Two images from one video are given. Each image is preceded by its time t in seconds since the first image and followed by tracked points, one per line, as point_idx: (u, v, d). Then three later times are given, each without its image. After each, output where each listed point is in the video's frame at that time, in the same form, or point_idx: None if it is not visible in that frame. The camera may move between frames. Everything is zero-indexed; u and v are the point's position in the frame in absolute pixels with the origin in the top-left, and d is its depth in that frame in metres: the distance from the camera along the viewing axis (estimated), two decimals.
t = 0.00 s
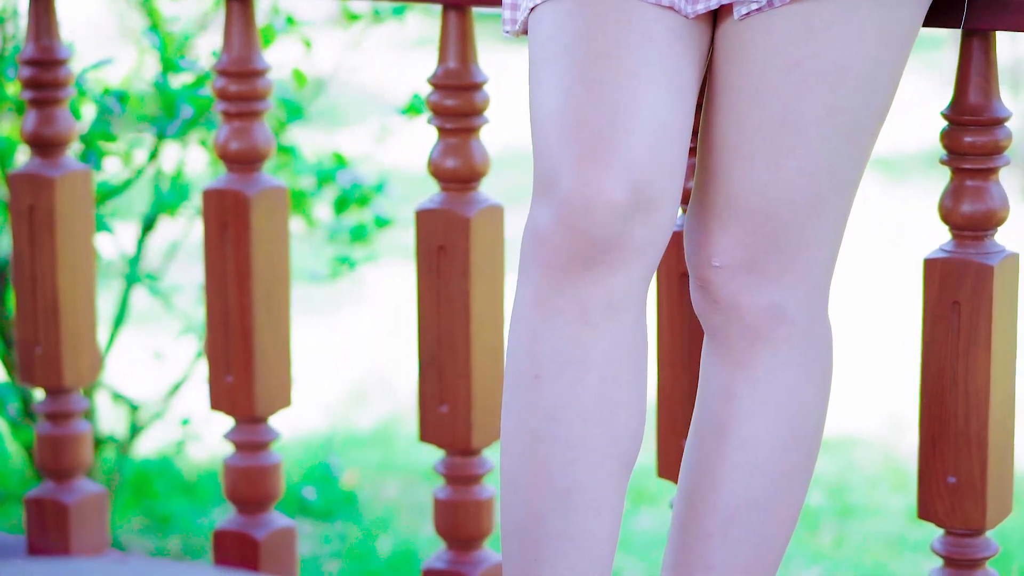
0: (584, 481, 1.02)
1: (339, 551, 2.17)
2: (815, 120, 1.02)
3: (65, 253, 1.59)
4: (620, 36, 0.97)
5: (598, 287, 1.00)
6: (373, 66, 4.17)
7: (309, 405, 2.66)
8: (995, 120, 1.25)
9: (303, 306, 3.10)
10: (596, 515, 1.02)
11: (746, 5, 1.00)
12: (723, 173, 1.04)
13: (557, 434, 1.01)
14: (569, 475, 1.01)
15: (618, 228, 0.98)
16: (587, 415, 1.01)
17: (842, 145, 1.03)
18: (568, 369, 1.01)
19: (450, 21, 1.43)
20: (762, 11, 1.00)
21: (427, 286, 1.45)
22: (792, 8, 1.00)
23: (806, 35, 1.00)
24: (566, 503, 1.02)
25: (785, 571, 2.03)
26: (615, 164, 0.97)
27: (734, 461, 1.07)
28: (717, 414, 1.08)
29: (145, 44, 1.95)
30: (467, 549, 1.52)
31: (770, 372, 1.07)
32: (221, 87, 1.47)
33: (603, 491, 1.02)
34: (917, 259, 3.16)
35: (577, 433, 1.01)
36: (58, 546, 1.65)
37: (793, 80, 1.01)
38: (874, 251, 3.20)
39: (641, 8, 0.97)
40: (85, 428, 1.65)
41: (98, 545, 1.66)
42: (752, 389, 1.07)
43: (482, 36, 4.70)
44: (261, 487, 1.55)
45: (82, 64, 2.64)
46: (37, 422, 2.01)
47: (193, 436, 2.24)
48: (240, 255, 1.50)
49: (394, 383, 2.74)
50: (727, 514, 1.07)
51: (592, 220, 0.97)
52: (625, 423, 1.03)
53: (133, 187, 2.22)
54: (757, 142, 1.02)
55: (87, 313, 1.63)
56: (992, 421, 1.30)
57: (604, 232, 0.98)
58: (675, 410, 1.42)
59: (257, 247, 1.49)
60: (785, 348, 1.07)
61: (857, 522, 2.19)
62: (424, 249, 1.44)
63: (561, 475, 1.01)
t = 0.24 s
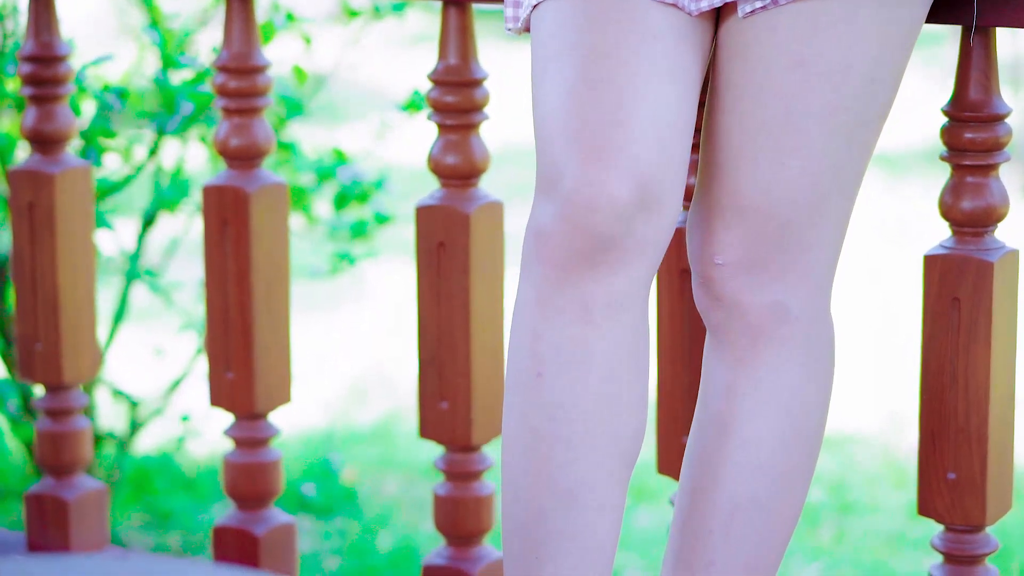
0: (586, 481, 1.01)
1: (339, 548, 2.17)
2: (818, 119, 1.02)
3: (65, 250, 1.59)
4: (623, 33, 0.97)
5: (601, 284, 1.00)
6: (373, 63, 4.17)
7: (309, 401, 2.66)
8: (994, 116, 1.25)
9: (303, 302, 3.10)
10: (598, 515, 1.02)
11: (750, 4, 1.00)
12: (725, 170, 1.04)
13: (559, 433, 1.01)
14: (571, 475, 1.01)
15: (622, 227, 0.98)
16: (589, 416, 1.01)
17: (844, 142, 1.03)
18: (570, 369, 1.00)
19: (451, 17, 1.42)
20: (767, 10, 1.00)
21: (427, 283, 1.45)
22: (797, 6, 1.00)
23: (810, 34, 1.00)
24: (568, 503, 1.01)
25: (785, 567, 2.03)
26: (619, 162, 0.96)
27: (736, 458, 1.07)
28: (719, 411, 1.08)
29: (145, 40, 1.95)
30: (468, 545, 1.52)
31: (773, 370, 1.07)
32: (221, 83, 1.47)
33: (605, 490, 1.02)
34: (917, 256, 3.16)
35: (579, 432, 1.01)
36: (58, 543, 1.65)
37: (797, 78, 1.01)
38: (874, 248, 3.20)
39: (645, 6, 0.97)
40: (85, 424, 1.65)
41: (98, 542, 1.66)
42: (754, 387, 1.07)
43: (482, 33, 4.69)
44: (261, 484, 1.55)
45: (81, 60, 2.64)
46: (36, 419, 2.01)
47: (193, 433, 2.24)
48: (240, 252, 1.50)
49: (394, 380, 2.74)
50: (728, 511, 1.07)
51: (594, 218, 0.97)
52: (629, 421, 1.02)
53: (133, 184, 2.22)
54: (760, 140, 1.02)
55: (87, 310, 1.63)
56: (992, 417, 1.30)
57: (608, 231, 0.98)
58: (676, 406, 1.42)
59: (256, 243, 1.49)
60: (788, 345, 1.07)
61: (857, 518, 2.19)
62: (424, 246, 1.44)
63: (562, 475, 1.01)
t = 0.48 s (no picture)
0: (586, 478, 1.01)
1: (339, 543, 2.16)
2: (819, 115, 1.02)
3: (65, 246, 1.59)
4: (625, 29, 0.97)
5: (603, 280, 1.00)
6: (373, 59, 4.17)
7: (309, 398, 2.66)
8: (995, 112, 1.25)
9: (304, 299, 3.10)
10: (599, 512, 1.02)
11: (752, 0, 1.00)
12: (727, 166, 1.03)
13: (560, 430, 1.01)
14: (571, 472, 1.01)
15: (624, 223, 0.98)
16: (590, 412, 1.00)
17: (845, 138, 1.03)
18: (571, 365, 1.00)
19: (451, 13, 1.42)
20: (768, 6, 1.00)
21: (427, 279, 1.45)
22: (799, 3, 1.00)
23: (811, 30, 1.00)
24: (568, 500, 1.01)
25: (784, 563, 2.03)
26: (621, 160, 0.96)
27: (737, 454, 1.07)
28: (720, 408, 1.08)
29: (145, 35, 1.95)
30: (468, 541, 1.52)
31: (774, 366, 1.07)
32: (221, 79, 1.47)
33: (605, 487, 1.02)
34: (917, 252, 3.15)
35: (581, 430, 1.01)
36: (58, 539, 1.65)
37: (799, 74, 1.01)
38: (874, 244, 3.20)
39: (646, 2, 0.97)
40: (85, 420, 1.65)
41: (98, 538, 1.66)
42: (754, 383, 1.07)
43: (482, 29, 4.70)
44: (261, 479, 1.55)
45: (81, 56, 2.64)
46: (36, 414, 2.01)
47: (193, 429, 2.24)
48: (241, 248, 1.50)
49: (394, 376, 2.74)
50: (729, 506, 1.07)
51: (593, 214, 0.97)
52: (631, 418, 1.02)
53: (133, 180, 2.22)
54: (762, 137, 1.02)
55: (86, 306, 1.63)
56: (992, 412, 1.30)
57: (610, 228, 0.98)
58: (676, 402, 1.42)
59: (257, 238, 1.49)
60: (788, 341, 1.07)
61: (858, 513, 2.19)
62: (425, 242, 1.44)
63: (563, 472, 1.01)
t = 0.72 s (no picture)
0: (586, 475, 1.01)
1: (339, 541, 2.16)
2: (819, 113, 1.02)
3: (65, 243, 1.59)
4: (626, 27, 0.97)
5: (603, 278, 1.00)
6: (373, 57, 4.17)
7: (309, 395, 2.66)
8: (995, 109, 1.25)
9: (304, 296, 3.10)
10: (599, 510, 1.02)
11: None
12: (726, 164, 1.03)
13: (559, 428, 1.01)
14: (571, 469, 1.01)
15: (624, 221, 0.98)
16: (590, 410, 1.00)
17: (844, 136, 1.03)
18: (571, 363, 1.00)
19: (451, 11, 1.42)
20: (768, 4, 1.00)
21: (427, 276, 1.45)
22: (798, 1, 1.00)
23: (811, 29, 1.00)
24: (568, 498, 1.01)
25: (784, 561, 2.03)
26: (621, 158, 0.96)
27: (737, 451, 1.07)
28: (720, 405, 1.08)
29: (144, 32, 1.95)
30: (468, 538, 1.52)
31: (774, 363, 1.07)
32: (221, 76, 1.47)
33: (605, 485, 1.02)
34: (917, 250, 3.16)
35: (581, 428, 1.00)
36: (58, 536, 1.65)
37: (799, 72, 1.01)
38: (874, 242, 3.20)
39: None
40: (85, 418, 1.65)
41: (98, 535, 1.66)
42: (754, 380, 1.07)
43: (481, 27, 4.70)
44: (261, 477, 1.55)
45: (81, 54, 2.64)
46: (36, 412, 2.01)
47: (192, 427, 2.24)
48: (240, 245, 1.50)
49: (394, 374, 2.74)
50: (729, 504, 1.07)
51: (593, 212, 0.97)
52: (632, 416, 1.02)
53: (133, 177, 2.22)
54: (762, 135, 1.02)
55: (86, 303, 1.63)
56: (992, 410, 1.30)
57: (611, 226, 0.97)
58: (676, 399, 1.42)
59: (257, 236, 1.49)
60: (788, 339, 1.07)
61: (857, 511, 2.18)
62: (425, 239, 1.44)
63: (563, 470, 1.01)
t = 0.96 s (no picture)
0: (585, 474, 1.01)
1: (339, 539, 2.16)
2: (817, 112, 1.02)
3: (64, 241, 1.59)
4: (625, 25, 0.96)
5: (601, 277, 1.00)
6: (373, 55, 4.18)
7: (308, 393, 2.66)
8: (994, 108, 1.25)
9: (303, 294, 3.10)
10: (598, 509, 1.02)
11: None
12: (726, 163, 1.03)
13: (558, 426, 1.01)
14: (570, 468, 1.01)
15: (622, 220, 0.98)
16: (589, 408, 1.00)
17: (843, 134, 1.03)
18: (570, 361, 1.00)
19: (450, 9, 1.42)
20: (767, 2, 0.99)
21: (426, 274, 1.45)
22: None
23: (811, 27, 1.00)
24: (567, 496, 1.01)
25: (783, 560, 2.02)
26: (621, 157, 0.96)
27: (736, 449, 1.07)
28: (719, 404, 1.08)
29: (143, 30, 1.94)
30: (467, 537, 1.52)
31: (774, 362, 1.07)
32: (220, 75, 1.47)
33: (603, 484, 1.02)
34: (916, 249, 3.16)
35: (579, 426, 1.00)
36: (57, 535, 1.65)
37: (797, 70, 1.01)
38: (873, 240, 3.20)
39: None
40: (83, 417, 1.65)
41: (97, 533, 1.66)
42: (753, 378, 1.07)
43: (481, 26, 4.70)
44: (260, 475, 1.55)
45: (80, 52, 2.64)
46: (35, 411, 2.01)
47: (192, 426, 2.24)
48: (240, 244, 1.49)
49: (393, 373, 2.74)
50: (728, 502, 1.07)
51: (591, 211, 0.97)
52: (631, 415, 1.02)
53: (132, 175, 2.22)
54: (760, 133, 1.02)
55: (85, 302, 1.63)
56: (991, 408, 1.30)
57: (610, 224, 0.97)
58: (674, 397, 1.42)
59: (256, 234, 1.49)
60: (787, 337, 1.06)
61: (856, 510, 2.18)
62: (424, 237, 1.44)
63: (562, 468, 1.01)
